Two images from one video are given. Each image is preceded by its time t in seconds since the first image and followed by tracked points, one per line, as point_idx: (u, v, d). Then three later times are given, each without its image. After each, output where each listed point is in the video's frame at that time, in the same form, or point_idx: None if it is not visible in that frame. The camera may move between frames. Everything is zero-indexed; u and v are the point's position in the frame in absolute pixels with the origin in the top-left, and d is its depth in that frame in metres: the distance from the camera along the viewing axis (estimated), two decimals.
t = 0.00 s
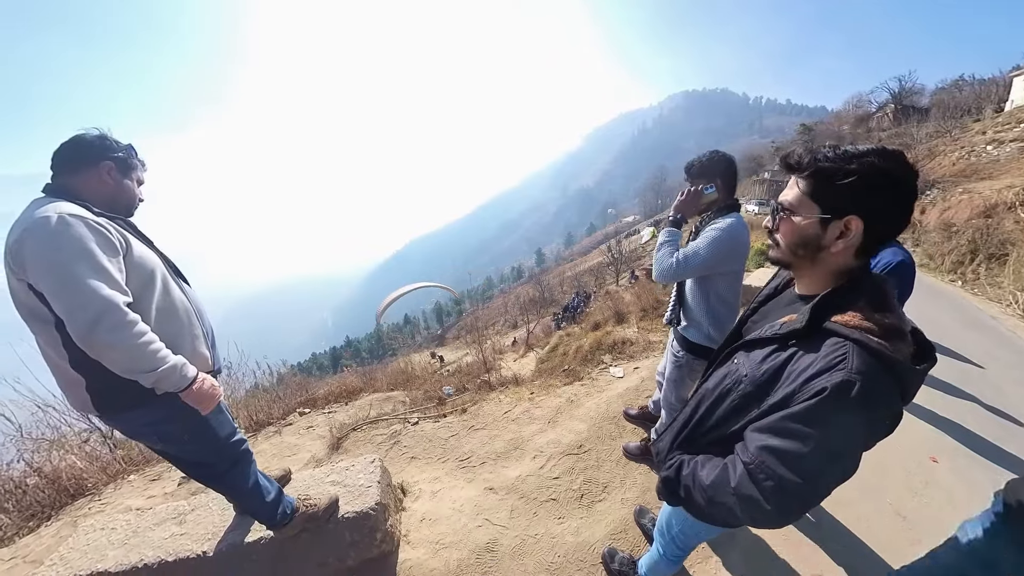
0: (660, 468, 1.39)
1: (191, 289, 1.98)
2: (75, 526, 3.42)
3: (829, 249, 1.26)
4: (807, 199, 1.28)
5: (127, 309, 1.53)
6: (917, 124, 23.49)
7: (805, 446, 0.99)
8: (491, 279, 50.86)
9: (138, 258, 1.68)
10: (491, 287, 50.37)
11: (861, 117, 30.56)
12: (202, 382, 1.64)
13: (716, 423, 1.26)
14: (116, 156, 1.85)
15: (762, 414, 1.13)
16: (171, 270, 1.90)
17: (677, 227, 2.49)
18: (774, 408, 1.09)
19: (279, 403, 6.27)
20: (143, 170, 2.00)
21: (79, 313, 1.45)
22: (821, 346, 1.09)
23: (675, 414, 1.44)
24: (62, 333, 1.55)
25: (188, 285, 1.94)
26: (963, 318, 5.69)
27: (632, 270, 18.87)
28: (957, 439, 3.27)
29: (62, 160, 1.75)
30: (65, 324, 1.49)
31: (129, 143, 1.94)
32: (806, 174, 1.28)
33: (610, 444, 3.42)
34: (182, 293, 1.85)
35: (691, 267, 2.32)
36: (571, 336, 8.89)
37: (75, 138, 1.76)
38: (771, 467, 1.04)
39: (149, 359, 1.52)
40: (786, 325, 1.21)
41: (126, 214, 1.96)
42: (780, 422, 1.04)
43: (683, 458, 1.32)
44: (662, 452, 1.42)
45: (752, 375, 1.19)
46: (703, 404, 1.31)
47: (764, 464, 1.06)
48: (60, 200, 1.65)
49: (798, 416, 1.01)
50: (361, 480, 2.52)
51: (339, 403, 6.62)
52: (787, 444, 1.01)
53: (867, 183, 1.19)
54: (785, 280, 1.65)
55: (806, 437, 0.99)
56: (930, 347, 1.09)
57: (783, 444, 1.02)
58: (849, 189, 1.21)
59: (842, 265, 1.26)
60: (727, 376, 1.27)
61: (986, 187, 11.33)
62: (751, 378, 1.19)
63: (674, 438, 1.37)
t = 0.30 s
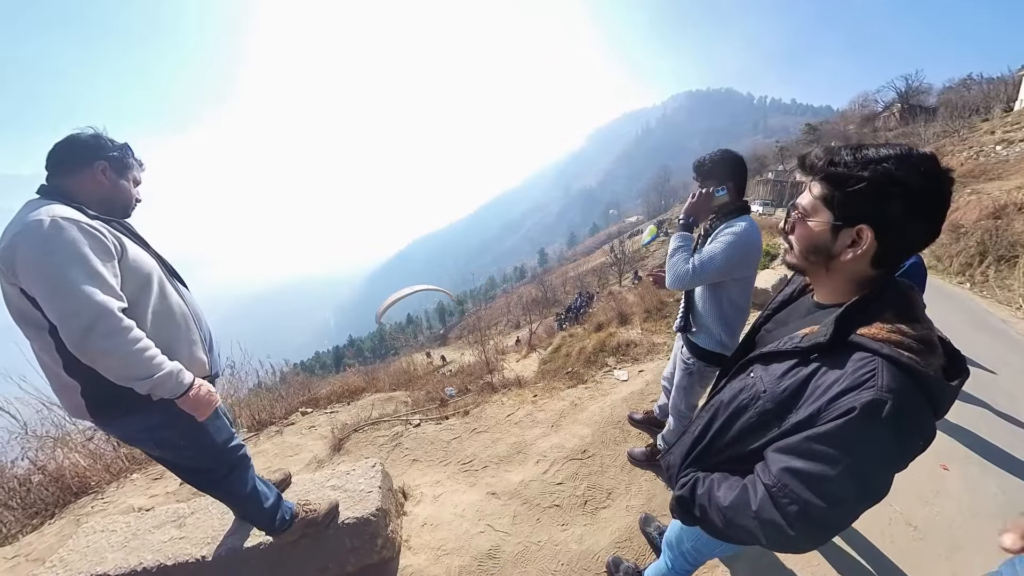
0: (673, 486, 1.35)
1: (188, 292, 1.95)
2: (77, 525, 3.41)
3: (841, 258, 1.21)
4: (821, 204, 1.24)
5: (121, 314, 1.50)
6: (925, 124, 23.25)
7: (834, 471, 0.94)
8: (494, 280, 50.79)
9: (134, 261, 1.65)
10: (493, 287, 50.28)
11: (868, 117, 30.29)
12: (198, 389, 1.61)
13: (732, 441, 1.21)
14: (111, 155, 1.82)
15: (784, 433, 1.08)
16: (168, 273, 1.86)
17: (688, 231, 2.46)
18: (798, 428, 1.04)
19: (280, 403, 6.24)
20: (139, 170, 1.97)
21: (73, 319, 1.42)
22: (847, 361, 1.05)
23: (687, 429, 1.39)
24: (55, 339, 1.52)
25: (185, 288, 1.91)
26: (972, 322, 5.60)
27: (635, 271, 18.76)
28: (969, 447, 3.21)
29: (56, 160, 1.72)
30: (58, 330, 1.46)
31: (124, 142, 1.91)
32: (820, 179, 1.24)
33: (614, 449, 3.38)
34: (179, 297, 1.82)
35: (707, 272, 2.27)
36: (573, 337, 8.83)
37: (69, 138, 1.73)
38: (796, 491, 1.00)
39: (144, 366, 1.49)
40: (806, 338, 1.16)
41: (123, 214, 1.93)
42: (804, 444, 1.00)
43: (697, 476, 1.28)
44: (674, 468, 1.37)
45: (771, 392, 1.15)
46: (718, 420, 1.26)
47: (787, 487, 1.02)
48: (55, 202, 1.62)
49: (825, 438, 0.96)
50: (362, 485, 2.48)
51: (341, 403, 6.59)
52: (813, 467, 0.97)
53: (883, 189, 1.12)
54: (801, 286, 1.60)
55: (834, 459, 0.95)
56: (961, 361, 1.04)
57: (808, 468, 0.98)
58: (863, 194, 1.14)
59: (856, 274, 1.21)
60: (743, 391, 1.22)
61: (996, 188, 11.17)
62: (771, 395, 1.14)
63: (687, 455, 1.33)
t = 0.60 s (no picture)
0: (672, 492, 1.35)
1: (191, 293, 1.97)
2: (83, 521, 3.45)
3: (847, 264, 1.21)
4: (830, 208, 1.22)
5: (127, 317, 1.51)
6: (933, 124, 23.05)
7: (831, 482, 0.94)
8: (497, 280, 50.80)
9: (138, 264, 1.66)
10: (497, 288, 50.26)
11: (875, 117, 30.05)
12: (203, 390, 1.63)
13: (731, 448, 1.21)
14: (113, 158, 1.84)
15: (782, 441, 1.08)
16: (171, 276, 1.88)
17: (694, 235, 2.46)
18: (796, 438, 1.04)
19: (284, 402, 6.27)
20: (141, 172, 1.99)
21: (79, 322, 1.44)
22: (847, 371, 1.04)
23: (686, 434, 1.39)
24: (62, 342, 1.54)
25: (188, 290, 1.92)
26: (980, 325, 5.56)
27: (638, 272, 18.70)
28: (975, 453, 3.18)
29: (59, 164, 1.75)
30: (65, 333, 1.48)
31: (126, 145, 1.93)
32: (830, 183, 1.23)
33: (615, 452, 3.38)
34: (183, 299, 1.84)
35: (716, 279, 2.27)
36: (575, 338, 8.81)
37: (71, 141, 1.76)
38: (793, 500, 1.00)
39: (148, 367, 1.51)
40: (806, 346, 1.16)
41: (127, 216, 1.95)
42: (802, 453, 0.99)
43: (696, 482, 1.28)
44: (673, 474, 1.37)
45: (770, 400, 1.14)
46: (717, 427, 1.26)
47: (784, 497, 1.02)
48: (60, 207, 1.65)
49: (824, 449, 0.96)
50: (364, 485, 2.49)
51: (343, 402, 6.61)
52: (810, 477, 0.97)
53: (894, 196, 1.11)
54: (801, 292, 1.60)
55: (833, 470, 0.95)
56: (964, 372, 1.04)
57: (806, 478, 0.98)
58: (875, 201, 1.13)
59: (861, 281, 1.21)
60: (743, 398, 1.22)
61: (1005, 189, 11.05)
62: (770, 403, 1.14)
63: (686, 461, 1.33)
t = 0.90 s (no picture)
0: (667, 482, 1.37)
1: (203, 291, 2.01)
2: (92, 514, 3.51)
3: (853, 260, 1.22)
4: (835, 205, 1.24)
5: (140, 314, 1.56)
6: (940, 123, 22.86)
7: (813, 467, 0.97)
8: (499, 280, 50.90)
9: (152, 263, 1.71)
10: (499, 288, 50.34)
11: (882, 116, 29.84)
12: (214, 384, 1.66)
13: (722, 438, 1.24)
14: (118, 158, 1.87)
15: (770, 430, 1.11)
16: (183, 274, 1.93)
17: (696, 237, 2.49)
18: (782, 426, 1.07)
19: (288, 399, 6.33)
20: (151, 170, 2.02)
21: (95, 319, 1.49)
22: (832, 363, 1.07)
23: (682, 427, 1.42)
24: (79, 337, 1.60)
25: (199, 288, 1.97)
26: (985, 327, 5.54)
27: (641, 272, 18.67)
28: (977, 455, 3.19)
29: (70, 166, 1.80)
30: (82, 329, 1.53)
31: (133, 143, 1.96)
32: (834, 180, 1.24)
33: (616, 451, 3.40)
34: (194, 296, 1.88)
35: (716, 282, 2.29)
36: (578, 338, 8.84)
37: (79, 145, 1.81)
38: (779, 486, 1.03)
39: (162, 363, 1.55)
40: (795, 339, 1.19)
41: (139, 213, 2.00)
42: (788, 441, 1.03)
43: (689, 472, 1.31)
44: (668, 465, 1.40)
45: (759, 391, 1.18)
46: (709, 418, 1.29)
47: (771, 482, 1.04)
48: (77, 207, 1.70)
49: (808, 436, 0.99)
50: (368, 481, 2.54)
51: (347, 400, 6.67)
52: (795, 463, 1.00)
53: (893, 195, 1.16)
54: (793, 290, 1.62)
55: (815, 455, 0.98)
56: (946, 367, 1.07)
57: (791, 463, 1.00)
58: (879, 197, 1.17)
59: (861, 278, 1.24)
60: (734, 390, 1.25)
61: (1014, 189, 10.95)
62: (759, 394, 1.17)
63: (680, 452, 1.35)
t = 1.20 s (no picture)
0: (660, 474, 1.41)
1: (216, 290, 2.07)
2: (101, 508, 3.58)
3: (844, 260, 1.26)
4: (825, 207, 1.28)
5: (152, 313, 1.61)
6: (948, 123, 22.70)
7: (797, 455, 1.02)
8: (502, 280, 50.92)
9: (166, 263, 1.77)
10: (502, 288, 50.36)
11: (888, 116, 29.64)
12: (222, 381, 1.71)
13: (713, 430, 1.29)
14: (127, 159, 1.91)
15: (757, 421, 1.16)
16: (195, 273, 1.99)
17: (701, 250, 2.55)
18: (769, 417, 1.12)
19: (292, 397, 6.38)
20: (162, 169, 2.05)
21: (110, 317, 1.54)
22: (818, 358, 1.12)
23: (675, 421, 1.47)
24: (97, 334, 1.66)
25: (212, 288, 2.03)
26: (989, 329, 5.53)
27: (644, 273, 18.64)
28: (978, 457, 3.21)
29: (85, 171, 1.88)
30: (98, 326, 1.59)
31: (142, 143, 1.99)
32: (825, 183, 1.28)
33: (616, 449, 3.44)
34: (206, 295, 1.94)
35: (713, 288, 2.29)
36: (580, 338, 8.87)
37: (91, 150, 1.88)
38: (765, 473, 1.07)
39: (172, 360, 1.60)
40: (783, 335, 1.24)
41: (154, 212, 2.06)
42: (774, 430, 1.07)
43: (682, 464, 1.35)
44: (662, 458, 1.44)
45: (748, 384, 1.22)
46: (701, 412, 1.33)
47: (758, 470, 1.09)
48: (95, 210, 1.76)
49: (792, 425, 1.03)
50: (372, 476, 2.59)
51: (351, 398, 6.72)
52: (780, 451, 1.04)
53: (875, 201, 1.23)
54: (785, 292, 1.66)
55: (800, 443, 1.02)
56: (925, 363, 1.11)
57: (777, 452, 1.05)
58: (867, 200, 1.23)
59: (850, 277, 1.28)
60: (725, 385, 1.30)
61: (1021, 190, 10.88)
62: (748, 388, 1.22)
63: (673, 445, 1.40)
